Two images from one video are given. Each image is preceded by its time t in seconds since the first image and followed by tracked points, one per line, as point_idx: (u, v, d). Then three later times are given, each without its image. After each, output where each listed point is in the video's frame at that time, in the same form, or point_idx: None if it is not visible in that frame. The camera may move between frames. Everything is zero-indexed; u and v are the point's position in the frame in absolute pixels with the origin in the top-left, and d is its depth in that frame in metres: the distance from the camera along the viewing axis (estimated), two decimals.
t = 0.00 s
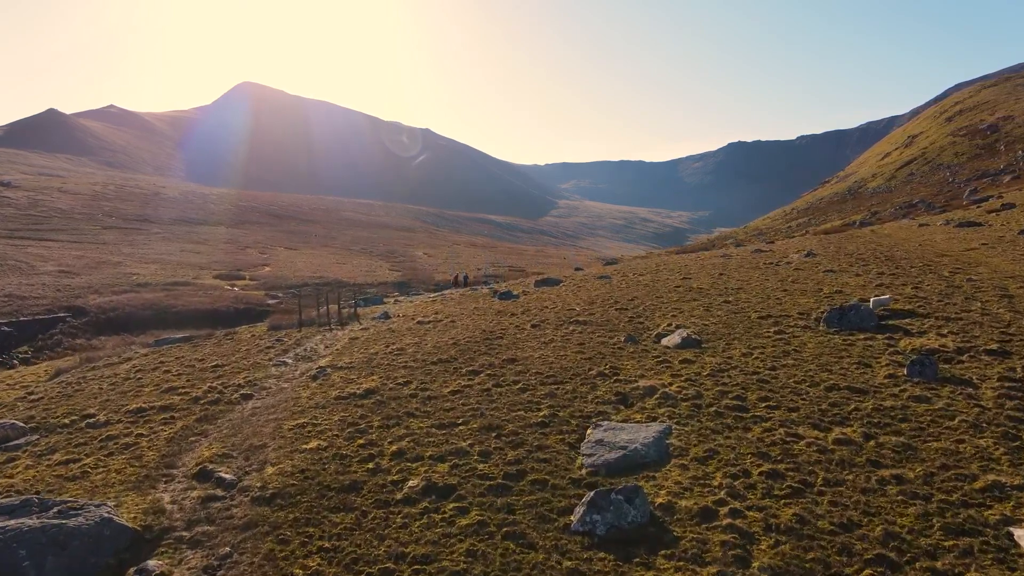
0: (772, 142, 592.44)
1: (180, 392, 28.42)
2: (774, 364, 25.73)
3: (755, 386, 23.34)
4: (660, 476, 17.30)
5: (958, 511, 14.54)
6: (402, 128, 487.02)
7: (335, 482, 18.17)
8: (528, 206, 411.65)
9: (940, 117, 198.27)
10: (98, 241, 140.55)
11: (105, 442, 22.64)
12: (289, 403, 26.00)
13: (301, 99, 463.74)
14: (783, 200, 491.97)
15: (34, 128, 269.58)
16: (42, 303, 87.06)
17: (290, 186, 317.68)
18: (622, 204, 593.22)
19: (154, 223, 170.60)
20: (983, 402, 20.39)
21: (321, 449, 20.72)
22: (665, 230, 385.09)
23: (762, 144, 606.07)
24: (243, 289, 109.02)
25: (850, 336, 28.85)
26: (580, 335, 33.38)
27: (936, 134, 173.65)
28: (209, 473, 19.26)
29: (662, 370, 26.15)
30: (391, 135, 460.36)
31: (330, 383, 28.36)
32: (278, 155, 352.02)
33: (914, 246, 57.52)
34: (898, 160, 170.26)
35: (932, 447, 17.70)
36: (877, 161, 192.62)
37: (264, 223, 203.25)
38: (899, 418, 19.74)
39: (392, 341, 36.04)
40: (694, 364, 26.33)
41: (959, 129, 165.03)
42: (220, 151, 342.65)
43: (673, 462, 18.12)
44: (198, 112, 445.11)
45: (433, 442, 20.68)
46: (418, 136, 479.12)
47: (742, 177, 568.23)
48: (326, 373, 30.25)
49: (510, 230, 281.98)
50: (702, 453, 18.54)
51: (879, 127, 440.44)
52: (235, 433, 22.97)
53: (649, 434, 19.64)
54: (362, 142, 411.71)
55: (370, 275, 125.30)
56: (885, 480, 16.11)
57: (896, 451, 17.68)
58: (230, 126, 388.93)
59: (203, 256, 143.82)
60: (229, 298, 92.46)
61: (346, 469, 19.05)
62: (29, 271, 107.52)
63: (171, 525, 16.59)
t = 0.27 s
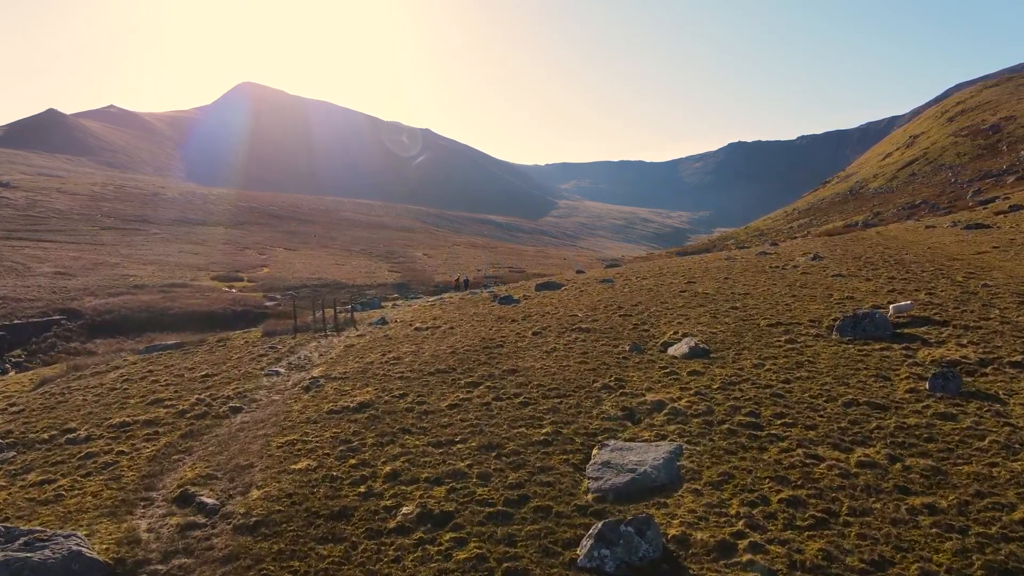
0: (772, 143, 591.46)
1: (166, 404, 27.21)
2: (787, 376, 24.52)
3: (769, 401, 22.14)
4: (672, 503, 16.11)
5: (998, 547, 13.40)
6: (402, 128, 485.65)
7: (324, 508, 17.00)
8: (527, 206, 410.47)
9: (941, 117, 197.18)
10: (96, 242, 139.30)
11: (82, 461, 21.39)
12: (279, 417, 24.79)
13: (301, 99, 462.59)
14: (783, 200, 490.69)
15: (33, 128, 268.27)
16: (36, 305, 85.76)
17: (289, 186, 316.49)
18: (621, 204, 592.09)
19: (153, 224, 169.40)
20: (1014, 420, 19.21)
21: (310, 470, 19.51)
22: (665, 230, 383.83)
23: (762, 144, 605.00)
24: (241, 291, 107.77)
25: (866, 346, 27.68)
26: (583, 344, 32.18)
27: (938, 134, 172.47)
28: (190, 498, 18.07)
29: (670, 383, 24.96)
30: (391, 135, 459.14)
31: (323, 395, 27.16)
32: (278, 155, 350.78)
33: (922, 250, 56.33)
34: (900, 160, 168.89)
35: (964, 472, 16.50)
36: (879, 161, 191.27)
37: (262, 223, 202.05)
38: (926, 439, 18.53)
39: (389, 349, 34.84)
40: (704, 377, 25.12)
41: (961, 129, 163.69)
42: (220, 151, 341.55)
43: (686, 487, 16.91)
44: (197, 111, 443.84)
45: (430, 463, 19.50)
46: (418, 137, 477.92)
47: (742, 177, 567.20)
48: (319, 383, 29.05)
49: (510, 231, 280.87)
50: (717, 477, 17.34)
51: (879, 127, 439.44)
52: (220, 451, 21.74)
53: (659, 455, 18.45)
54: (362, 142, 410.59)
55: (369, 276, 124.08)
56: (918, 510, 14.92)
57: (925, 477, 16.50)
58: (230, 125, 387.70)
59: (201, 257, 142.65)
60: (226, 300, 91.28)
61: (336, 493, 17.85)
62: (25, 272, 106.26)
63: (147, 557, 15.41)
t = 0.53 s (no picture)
0: (772, 143, 590.38)
1: (151, 418, 26.01)
2: (801, 391, 23.37)
3: (783, 418, 20.98)
4: (686, 534, 14.92)
5: None
6: (401, 128, 484.37)
7: (311, 538, 15.81)
8: (527, 206, 409.36)
9: (942, 116, 196.14)
10: (94, 243, 138.09)
11: (58, 483, 20.21)
12: (268, 433, 23.59)
13: (301, 100, 461.50)
14: (783, 200, 489.48)
15: (32, 128, 267.05)
16: (30, 307, 84.45)
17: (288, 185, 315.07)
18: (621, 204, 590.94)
19: (151, 224, 168.17)
20: None
21: (297, 491, 18.41)
22: (665, 230, 382.71)
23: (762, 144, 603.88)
24: (238, 293, 106.54)
25: (882, 357, 26.53)
26: (586, 353, 31.00)
27: (939, 134, 171.38)
28: (169, 525, 16.91)
29: (679, 396, 23.77)
30: (391, 135, 458.13)
31: (315, 408, 25.96)
32: (277, 155, 349.64)
33: (930, 253, 55.17)
34: (901, 160, 167.68)
35: (1001, 501, 15.30)
36: (880, 161, 190.08)
37: (262, 224, 200.82)
38: (955, 461, 17.35)
39: (385, 358, 33.68)
40: (713, 390, 24.02)
41: (963, 129, 162.45)
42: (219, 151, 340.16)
43: (700, 515, 15.71)
44: (197, 112, 442.83)
45: (425, 486, 18.30)
46: (418, 136, 476.79)
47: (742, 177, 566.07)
48: (311, 395, 27.86)
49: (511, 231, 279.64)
50: (733, 504, 16.16)
51: (879, 127, 438.32)
52: (204, 471, 20.56)
53: (670, 478, 17.28)
54: (362, 142, 409.66)
55: (368, 278, 122.81)
56: (954, 547, 13.74)
57: (959, 505, 15.36)
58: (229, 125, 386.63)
59: (199, 257, 141.46)
60: (223, 302, 90.21)
61: (325, 520, 16.68)
62: (21, 273, 104.99)
63: None
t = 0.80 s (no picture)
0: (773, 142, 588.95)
1: (134, 432, 24.83)
2: (816, 405, 22.21)
3: (800, 436, 19.81)
4: (703, 571, 13.77)
5: None
6: (401, 128, 483.38)
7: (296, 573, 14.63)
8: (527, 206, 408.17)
9: (944, 116, 194.92)
10: (92, 244, 136.88)
11: (30, 506, 19.01)
12: (256, 450, 22.44)
13: (301, 100, 460.40)
14: (784, 200, 488.16)
15: (32, 128, 265.96)
16: (24, 308, 83.20)
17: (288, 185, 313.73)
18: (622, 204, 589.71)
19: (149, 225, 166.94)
20: None
21: (283, 517, 17.21)
22: (665, 230, 381.72)
23: (762, 144, 602.53)
24: (236, 294, 105.32)
25: (900, 368, 25.34)
26: (590, 362, 29.82)
27: (942, 134, 170.14)
28: (144, 556, 15.73)
29: (689, 411, 22.61)
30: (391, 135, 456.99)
31: (306, 422, 24.78)
32: (277, 155, 348.50)
33: (938, 256, 54.07)
34: (903, 161, 166.66)
35: None
36: (881, 162, 189.11)
37: (261, 224, 199.73)
38: (987, 486, 16.20)
39: (381, 367, 32.52)
40: (724, 405, 22.88)
41: (965, 129, 161.44)
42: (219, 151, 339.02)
43: (717, 548, 14.55)
44: (197, 112, 441.74)
45: (420, 512, 17.13)
46: (418, 136, 475.64)
47: (742, 177, 564.83)
48: (304, 408, 26.70)
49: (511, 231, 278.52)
50: (752, 534, 15.01)
51: (879, 127, 437.02)
52: (185, 493, 19.36)
53: (683, 504, 16.07)
54: (362, 142, 408.50)
55: (367, 279, 121.60)
56: None
57: (997, 537, 14.19)
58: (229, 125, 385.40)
59: (197, 258, 140.23)
60: (220, 304, 89.07)
61: (311, 553, 15.48)
62: (17, 274, 103.74)
63: None
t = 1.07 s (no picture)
0: (773, 143, 587.94)
1: (116, 449, 23.60)
2: (833, 421, 21.06)
3: (819, 457, 18.62)
4: None
5: None
6: (401, 128, 482.28)
7: None
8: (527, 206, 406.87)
9: (945, 116, 193.92)
10: (89, 244, 135.66)
11: None
12: (242, 469, 21.25)
13: (301, 100, 459.28)
14: (784, 200, 487.26)
15: (32, 128, 264.79)
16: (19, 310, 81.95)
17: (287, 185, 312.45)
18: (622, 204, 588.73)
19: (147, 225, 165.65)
20: None
21: (267, 548, 16.01)
22: (665, 230, 380.52)
23: (762, 145, 601.58)
24: (234, 296, 104.18)
25: (919, 381, 24.23)
26: (594, 373, 28.61)
27: (943, 135, 169.07)
28: None
29: (700, 428, 21.40)
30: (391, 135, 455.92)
31: (296, 438, 23.58)
32: (277, 155, 347.55)
33: (946, 260, 52.96)
34: (904, 161, 165.61)
35: None
36: (882, 162, 188.13)
37: (261, 224, 198.67)
38: None
39: (377, 376, 31.35)
40: (736, 420, 21.72)
41: (966, 129, 160.34)
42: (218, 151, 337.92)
43: None
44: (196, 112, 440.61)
45: (415, 543, 15.94)
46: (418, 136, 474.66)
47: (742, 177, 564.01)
48: (294, 421, 25.48)
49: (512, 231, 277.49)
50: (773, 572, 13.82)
51: (879, 127, 436.08)
52: (165, 519, 18.14)
53: (698, 533, 14.87)
54: (362, 142, 407.37)
55: (366, 280, 120.50)
56: None
57: None
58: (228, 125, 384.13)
59: (195, 259, 138.98)
60: (218, 305, 87.92)
61: None
62: (13, 276, 102.45)
63: None
